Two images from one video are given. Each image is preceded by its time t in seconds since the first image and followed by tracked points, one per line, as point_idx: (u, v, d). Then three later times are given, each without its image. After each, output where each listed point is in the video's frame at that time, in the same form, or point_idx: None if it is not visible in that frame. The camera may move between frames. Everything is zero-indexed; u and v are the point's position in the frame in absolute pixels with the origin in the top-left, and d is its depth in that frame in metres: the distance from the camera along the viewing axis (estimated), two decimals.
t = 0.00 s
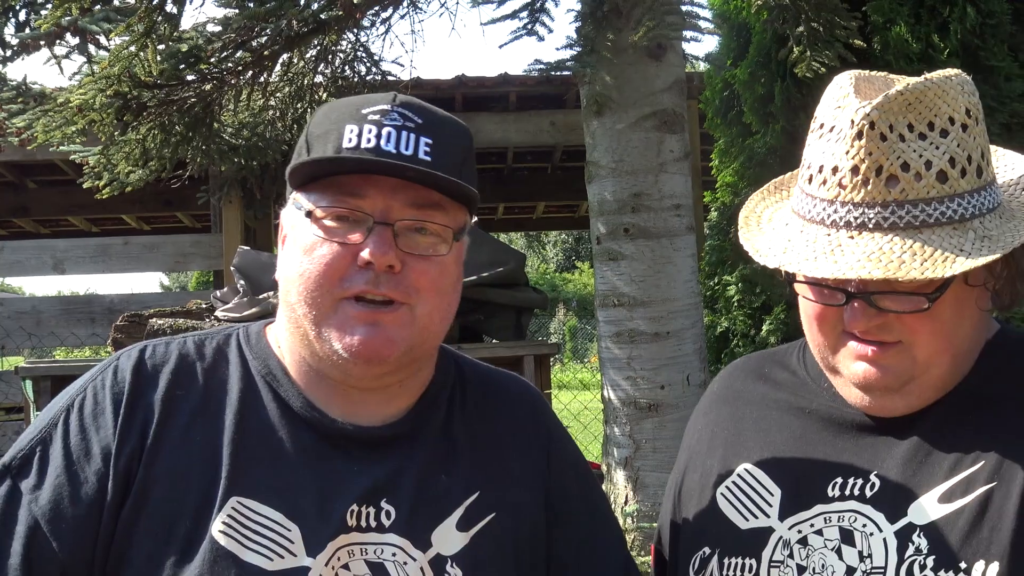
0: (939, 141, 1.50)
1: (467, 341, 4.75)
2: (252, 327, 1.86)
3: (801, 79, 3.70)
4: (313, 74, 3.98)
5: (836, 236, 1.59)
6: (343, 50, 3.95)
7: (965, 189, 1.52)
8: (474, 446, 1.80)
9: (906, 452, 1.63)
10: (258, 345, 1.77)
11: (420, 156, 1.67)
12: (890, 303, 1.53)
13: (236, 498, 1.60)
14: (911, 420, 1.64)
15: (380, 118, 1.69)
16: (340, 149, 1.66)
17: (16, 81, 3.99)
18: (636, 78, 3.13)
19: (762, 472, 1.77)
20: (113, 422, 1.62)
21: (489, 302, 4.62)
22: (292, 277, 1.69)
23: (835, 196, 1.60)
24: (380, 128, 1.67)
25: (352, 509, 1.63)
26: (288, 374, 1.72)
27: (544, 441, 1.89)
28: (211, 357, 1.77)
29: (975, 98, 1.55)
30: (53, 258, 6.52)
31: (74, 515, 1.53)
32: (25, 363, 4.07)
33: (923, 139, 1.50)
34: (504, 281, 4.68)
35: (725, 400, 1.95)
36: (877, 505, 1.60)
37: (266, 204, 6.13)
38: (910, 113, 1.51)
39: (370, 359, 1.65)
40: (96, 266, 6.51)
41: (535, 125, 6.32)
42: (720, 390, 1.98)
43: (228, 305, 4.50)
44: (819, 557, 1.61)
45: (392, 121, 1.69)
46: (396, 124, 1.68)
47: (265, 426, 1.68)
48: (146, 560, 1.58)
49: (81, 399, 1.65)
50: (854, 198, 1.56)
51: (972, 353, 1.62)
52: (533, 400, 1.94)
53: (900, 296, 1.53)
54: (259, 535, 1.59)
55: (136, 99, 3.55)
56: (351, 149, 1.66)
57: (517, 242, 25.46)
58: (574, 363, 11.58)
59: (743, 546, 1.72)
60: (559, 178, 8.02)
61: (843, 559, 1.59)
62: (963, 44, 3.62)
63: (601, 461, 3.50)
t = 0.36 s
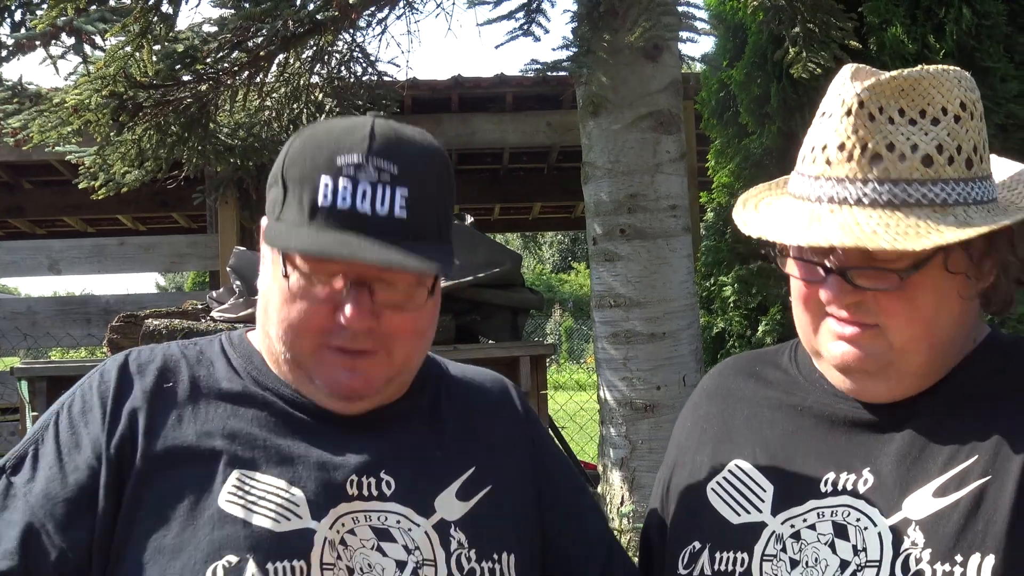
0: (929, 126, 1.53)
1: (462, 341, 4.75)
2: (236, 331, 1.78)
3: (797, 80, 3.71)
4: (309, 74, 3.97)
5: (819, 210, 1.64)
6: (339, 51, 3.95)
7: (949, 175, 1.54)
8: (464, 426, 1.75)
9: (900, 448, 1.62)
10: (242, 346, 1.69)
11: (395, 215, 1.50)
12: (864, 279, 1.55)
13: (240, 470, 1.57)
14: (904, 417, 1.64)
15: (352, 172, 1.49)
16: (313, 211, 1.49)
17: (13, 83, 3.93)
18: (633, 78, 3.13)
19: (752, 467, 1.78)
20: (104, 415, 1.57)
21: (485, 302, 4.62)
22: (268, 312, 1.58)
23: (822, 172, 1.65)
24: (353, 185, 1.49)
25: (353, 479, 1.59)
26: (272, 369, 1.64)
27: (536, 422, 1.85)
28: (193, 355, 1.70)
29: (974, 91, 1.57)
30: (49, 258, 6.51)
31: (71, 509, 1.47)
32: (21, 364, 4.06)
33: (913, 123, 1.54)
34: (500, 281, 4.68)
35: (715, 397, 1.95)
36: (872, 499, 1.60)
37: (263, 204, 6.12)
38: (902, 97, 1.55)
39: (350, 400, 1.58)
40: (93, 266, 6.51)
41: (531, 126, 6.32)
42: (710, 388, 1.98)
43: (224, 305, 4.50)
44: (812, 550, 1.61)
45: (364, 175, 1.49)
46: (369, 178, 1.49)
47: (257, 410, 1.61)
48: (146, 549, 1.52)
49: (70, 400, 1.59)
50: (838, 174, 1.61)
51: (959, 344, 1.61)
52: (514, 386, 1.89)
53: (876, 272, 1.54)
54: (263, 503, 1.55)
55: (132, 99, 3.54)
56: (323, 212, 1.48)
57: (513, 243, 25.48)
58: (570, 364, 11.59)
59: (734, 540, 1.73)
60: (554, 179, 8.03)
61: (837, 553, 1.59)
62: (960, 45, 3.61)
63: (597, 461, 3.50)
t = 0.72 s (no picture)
0: (892, 102, 1.75)
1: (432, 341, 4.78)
2: (199, 332, 1.78)
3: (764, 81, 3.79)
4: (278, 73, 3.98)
5: (775, 152, 1.88)
6: (309, 50, 3.95)
7: (882, 144, 1.72)
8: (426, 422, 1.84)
9: (861, 440, 1.75)
10: (211, 353, 1.70)
11: (424, 252, 1.60)
12: (784, 223, 1.81)
13: (224, 492, 1.59)
14: (876, 404, 1.77)
15: (390, 206, 1.57)
16: (345, 241, 1.56)
17: None
18: (602, 80, 3.17)
19: (718, 461, 1.88)
20: (84, 429, 1.56)
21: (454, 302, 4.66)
22: (270, 326, 1.62)
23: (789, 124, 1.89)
24: (392, 225, 1.57)
25: (332, 491, 1.65)
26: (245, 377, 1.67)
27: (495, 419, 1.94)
28: (165, 363, 1.69)
29: (939, 93, 1.76)
30: (11, 257, 6.42)
31: (64, 527, 1.48)
32: None
33: (869, 98, 1.77)
34: (470, 281, 4.72)
35: (682, 399, 2.05)
36: (833, 487, 1.73)
37: (230, 203, 6.09)
38: (870, 76, 1.79)
39: (336, 421, 1.66)
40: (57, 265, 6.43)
41: (500, 126, 6.36)
42: (679, 391, 2.08)
43: (191, 304, 4.49)
44: (775, 538, 1.73)
45: (400, 212, 1.58)
46: (408, 218, 1.58)
47: (235, 426, 1.64)
48: (138, 563, 1.54)
49: (46, 408, 1.56)
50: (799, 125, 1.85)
51: (890, 330, 1.79)
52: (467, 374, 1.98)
53: (792, 216, 1.80)
54: (250, 525, 1.59)
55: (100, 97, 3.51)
56: (360, 240, 1.56)
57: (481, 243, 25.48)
58: (537, 364, 11.63)
59: (699, 530, 1.83)
60: (523, 179, 8.07)
61: (799, 540, 1.71)
62: (925, 48, 3.71)
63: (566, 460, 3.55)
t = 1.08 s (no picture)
0: (856, 104, 1.73)
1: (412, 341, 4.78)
2: (172, 335, 1.76)
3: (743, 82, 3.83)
4: (256, 74, 3.96)
5: (739, 162, 1.86)
6: (287, 50, 3.94)
7: (847, 147, 1.71)
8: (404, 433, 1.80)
9: (830, 443, 1.71)
10: (182, 356, 1.67)
11: (375, 245, 1.53)
12: (751, 234, 1.78)
13: (184, 500, 1.56)
14: (844, 407, 1.73)
15: (337, 202, 1.51)
16: (292, 237, 1.49)
17: None
18: (581, 80, 3.20)
19: (688, 462, 1.86)
20: (42, 438, 1.52)
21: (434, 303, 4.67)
22: (230, 330, 1.57)
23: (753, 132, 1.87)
24: (338, 218, 1.51)
25: (299, 496, 1.61)
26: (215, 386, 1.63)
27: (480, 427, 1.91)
28: (133, 367, 1.66)
29: (903, 92, 1.74)
30: None
31: (18, 541, 1.44)
32: None
33: (832, 100, 1.75)
34: (450, 282, 4.73)
35: (656, 398, 2.04)
36: (802, 491, 1.69)
37: (209, 204, 6.07)
38: (831, 80, 1.78)
39: (308, 421, 1.61)
40: (34, 266, 6.39)
41: (480, 127, 6.38)
42: (654, 390, 2.07)
43: (170, 305, 4.47)
44: (745, 542, 1.69)
45: (349, 208, 1.51)
46: (354, 212, 1.51)
47: (200, 432, 1.60)
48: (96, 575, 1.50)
49: (5, 418, 1.53)
50: (762, 133, 1.84)
51: (868, 330, 1.75)
52: (447, 379, 1.94)
53: (759, 228, 1.78)
54: (210, 532, 1.55)
55: (77, 98, 3.49)
56: (305, 237, 1.49)
57: (461, 244, 25.50)
58: (518, 365, 11.66)
59: (671, 535, 1.79)
60: (502, 180, 8.10)
61: (769, 544, 1.67)
62: (903, 49, 3.75)
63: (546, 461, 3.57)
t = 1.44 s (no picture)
0: (834, 105, 1.74)
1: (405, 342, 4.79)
2: (168, 336, 1.77)
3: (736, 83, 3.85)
4: (250, 74, 3.96)
5: (718, 162, 1.87)
6: (280, 50, 3.94)
7: (824, 148, 1.72)
8: (399, 441, 1.78)
9: (808, 443, 1.72)
10: (175, 354, 1.68)
11: (360, 223, 1.54)
12: (728, 234, 1.79)
13: (170, 498, 1.56)
14: (822, 408, 1.74)
15: (319, 179, 1.52)
16: (278, 217, 1.50)
17: None
18: (575, 81, 3.21)
19: (669, 463, 1.86)
20: (31, 435, 1.55)
21: (428, 304, 4.67)
22: (222, 319, 1.58)
23: (732, 131, 1.89)
24: (320, 195, 1.52)
25: (288, 499, 1.61)
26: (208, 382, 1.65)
27: (480, 436, 1.90)
28: (126, 366, 1.68)
29: (882, 94, 1.75)
30: None
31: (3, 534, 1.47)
32: None
33: (811, 102, 1.77)
34: (443, 282, 4.73)
35: (641, 399, 2.05)
36: (778, 490, 1.69)
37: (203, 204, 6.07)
38: (811, 80, 1.79)
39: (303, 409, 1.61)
40: (27, 266, 6.38)
41: (473, 127, 6.39)
42: (639, 392, 2.07)
43: (163, 305, 4.46)
44: (722, 541, 1.70)
45: (332, 184, 1.52)
46: (337, 188, 1.53)
47: (189, 431, 1.61)
48: (80, 570, 1.51)
49: None
50: (741, 133, 1.85)
51: (843, 330, 1.77)
52: (446, 386, 1.92)
53: (735, 228, 1.79)
54: (196, 531, 1.56)
55: (70, 97, 3.50)
56: (291, 216, 1.51)
57: (455, 245, 25.50)
58: (512, 366, 11.67)
59: (650, 534, 1.80)
60: (496, 180, 8.10)
61: (746, 542, 1.68)
62: (896, 51, 3.77)
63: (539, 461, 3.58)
